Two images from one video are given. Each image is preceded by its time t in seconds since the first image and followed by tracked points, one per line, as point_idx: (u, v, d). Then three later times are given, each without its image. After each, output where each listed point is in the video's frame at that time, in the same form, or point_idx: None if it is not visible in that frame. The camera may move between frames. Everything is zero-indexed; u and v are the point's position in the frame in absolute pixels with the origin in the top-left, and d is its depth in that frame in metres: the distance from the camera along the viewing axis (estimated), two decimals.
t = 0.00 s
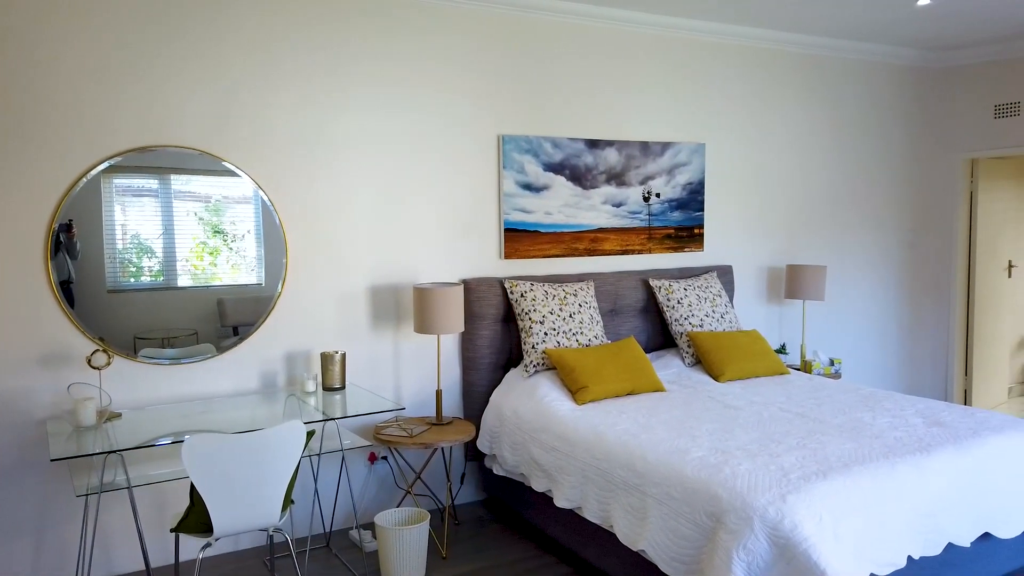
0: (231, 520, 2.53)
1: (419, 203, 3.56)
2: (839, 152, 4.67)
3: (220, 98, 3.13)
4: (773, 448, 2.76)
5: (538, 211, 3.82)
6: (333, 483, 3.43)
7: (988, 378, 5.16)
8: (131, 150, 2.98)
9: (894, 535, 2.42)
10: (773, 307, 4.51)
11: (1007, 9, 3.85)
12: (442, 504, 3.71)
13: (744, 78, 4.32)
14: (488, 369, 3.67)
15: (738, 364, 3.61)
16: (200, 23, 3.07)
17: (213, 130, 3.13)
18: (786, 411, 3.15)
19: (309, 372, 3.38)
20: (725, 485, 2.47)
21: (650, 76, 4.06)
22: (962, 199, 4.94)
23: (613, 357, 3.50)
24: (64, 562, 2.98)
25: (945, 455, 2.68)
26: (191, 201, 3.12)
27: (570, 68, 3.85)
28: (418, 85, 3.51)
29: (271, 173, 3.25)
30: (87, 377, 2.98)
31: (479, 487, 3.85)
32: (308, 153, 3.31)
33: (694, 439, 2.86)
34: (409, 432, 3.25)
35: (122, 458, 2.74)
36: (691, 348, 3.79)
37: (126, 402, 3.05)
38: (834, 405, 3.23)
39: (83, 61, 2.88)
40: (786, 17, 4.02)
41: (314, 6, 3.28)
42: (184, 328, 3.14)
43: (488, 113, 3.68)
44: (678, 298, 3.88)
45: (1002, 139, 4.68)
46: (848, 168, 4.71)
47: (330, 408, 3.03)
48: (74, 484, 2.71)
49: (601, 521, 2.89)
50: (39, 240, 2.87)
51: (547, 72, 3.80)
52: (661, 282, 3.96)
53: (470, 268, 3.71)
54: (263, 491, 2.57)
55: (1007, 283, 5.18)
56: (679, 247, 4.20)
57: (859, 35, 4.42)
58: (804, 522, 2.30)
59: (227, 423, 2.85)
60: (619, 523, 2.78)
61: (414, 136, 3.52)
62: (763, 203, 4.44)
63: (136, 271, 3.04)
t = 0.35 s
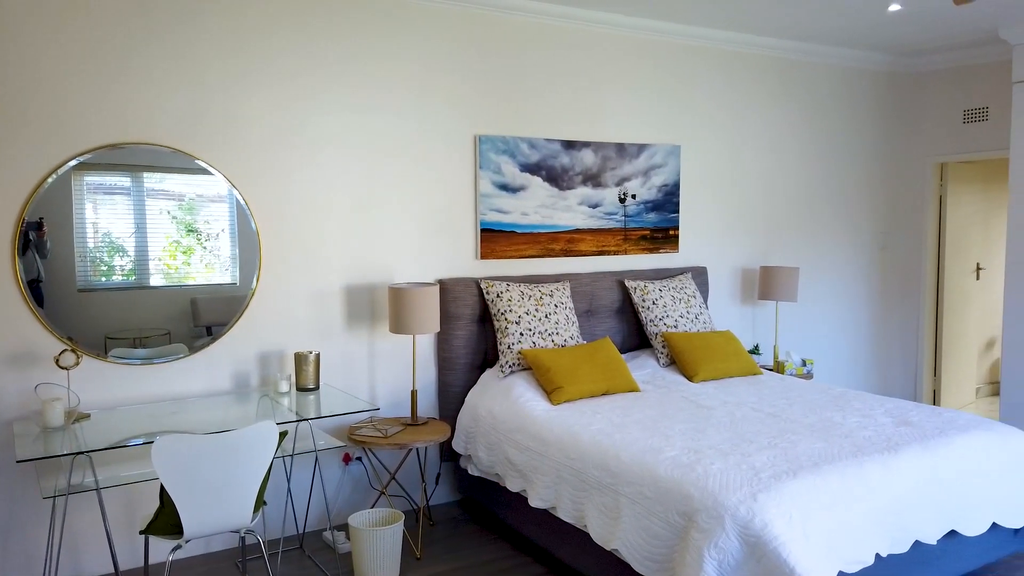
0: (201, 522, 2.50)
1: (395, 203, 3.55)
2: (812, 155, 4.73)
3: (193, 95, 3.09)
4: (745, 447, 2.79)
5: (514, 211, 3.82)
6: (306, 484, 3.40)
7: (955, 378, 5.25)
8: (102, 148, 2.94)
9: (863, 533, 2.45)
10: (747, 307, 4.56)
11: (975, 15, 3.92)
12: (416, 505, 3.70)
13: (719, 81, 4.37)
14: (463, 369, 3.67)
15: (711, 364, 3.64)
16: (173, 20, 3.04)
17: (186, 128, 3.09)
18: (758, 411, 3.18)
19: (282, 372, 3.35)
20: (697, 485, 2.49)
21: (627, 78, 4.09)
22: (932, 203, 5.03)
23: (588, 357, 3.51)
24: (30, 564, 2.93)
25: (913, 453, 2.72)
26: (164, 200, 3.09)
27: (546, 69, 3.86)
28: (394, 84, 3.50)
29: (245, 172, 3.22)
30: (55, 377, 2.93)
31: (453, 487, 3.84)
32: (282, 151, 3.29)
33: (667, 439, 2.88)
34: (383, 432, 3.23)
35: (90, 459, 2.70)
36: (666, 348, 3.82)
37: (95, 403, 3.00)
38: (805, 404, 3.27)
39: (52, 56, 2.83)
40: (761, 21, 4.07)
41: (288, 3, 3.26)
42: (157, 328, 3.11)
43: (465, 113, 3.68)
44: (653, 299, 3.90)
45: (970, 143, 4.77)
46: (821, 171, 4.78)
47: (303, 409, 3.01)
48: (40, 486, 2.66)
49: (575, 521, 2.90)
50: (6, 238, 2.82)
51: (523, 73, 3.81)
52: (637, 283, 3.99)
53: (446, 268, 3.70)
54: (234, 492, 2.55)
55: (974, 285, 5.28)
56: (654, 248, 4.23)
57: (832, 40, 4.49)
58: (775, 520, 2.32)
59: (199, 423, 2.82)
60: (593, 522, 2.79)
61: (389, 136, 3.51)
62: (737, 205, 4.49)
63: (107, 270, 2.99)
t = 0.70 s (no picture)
0: (171, 524, 2.47)
1: (370, 203, 3.54)
2: (785, 157, 4.79)
3: (164, 93, 3.06)
4: (717, 446, 2.81)
5: (490, 211, 3.82)
6: (279, 485, 3.37)
7: (925, 377, 5.34)
8: (73, 145, 2.90)
9: (832, 530, 2.48)
10: (721, 308, 4.60)
11: (944, 21, 3.99)
12: (391, 506, 3.68)
13: (694, 83, 4.40)
14: (439, 369, 3.66)
15: (685, 364, 3.66)
16: (144, 16, 3.00)
17: (158, 125, 3.06)
18: (730, 411, 3.21)
19: (255, 373, 3.32)
20: (669, 483, 2.51)
21: (603, 80, 4.11)
22: (902, 205, 5.10)
23: (564, 357, 3.52)
24: None
25: (881, 451, 2.76)
26: (136, 199, 3.05)
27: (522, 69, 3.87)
28: (369, 83, 3.49)
29: (218, 170, 3.19)
30: (22, 378, 2.88)
31: (428, 488, 3.83)
32: (255, 150, 3.26)
33: (640, 438, 2.89)
34: (357, 433, 3.22)
35: (57, 461, 2.68)
36: (641, 348, 3.84)
37: (63, 404, 2.96)
38: (777, 404, 3.30)
39: (20, 51, 2.79)
40: (736, 25, 4.11)
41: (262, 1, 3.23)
42: (128, 328, 3.06)
43: (440, 113, 3.67)
44: (628, 299, 3.93)
45: (939, 147, 4.85)
46: (794, 173, 4.83)
47: (275, 410, 2.99)
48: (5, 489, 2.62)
49: (549, 520, 2.90)
50: None
51: (499, 74, 3.81)
52: (612, 283, 4.01)
53: (421, 268, 3.69)
54: (205, 494, 2.51)
55: (943, 287, 5.37)
56: (630, 249, 4.25)
57: (804, 45, 4.54)
58: (745, 518, 2.35)
59: (170, 424, 2.79)
60: (567, 521, 2.79)
61: (364, 135, 3.50)
62: (712, 206, 4.53)
63: (77, 269, 2.95)
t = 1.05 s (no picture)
0: (135, 527, 2.43)
1: (341, 201, 3.51)
2: (755, 159, 4.84)
3: (130, 88, 3.01)
4: (686, 444, 2.83)
5: (462, 210, 3.82)
6: (247, 486, 3.34)
7: (891, 376, 5.43)
8: (37, 142, 2.84)
9: (798, 527, 2.51)
10: (692, 308, 4.64)
11: (910, 26, 4.07)
12: (362, 506, 3.66)
13: (665, 85, 4.44)
14: (410, 369, 3.65)
15: (656, 363, 3.69)
16: (110, 10, 2.95)
17: (124, 121, 3.01)
18: (700, 409, 3.24)
19: (223, 373, 3.28)
20: (638, 481, 2.53)
21: (575, 81, 4.12)
22: (869, 207, 5.19)
23: (535, 357, 3.52)
24: None
25: (846, 448, 2.80)
26: (103, 196, 3.00)
27: (495, 69, 3.87)
28: (339, 81, 3.47)
29: (185, 168, 3.15)
30: None
31: (400, 488, 3.81)
32: (224, 148, 3.22)
33: (610, 437, 2.91)
34: (328, 433, 3.20)
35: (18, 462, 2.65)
36: (612, 347, 3.86)
37: (25, 404, 2.89)
38: (745, 402, 3.34)
39: None
40: (707, 27, 4.15)
41: None
42: (94, 328, 3.01)
43: (411, 112, 3.66)
44: (600, 299, 3.94)
45: (905, 149, 4.94)
46: (764, 174, 4.89)
47: (244, 410, 2.95)
48: None
49: (520, 519, 2.90)
50: None
51: (472, 73, 3.81)
52: (584, 283, 4.02)
53: (393, 268, 3.67)
54: (170, 497, 2.48)
55: (909, 287, 5.47)
56: (602, 249, 4.27)
57: (774, 48, 4.60)
58: (713, 515, 2.37)
59: (136, 425, 2.74)
60: (537, 520, 2.80)
61: (335, 133, 3.48)
62: (683, 206, 4.57)
63: (41, 268, 2.89)
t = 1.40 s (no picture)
0: (101, 528, 2.39)
1: (313, 199, 3.49)
2: (728, 159, 4.89)
3: (98, 83, 2.96)
4: (658, 441, 2.85)
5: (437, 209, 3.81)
6: (218, 487, 3.30)
7: (861, 374, 5.51)
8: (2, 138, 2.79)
9: (767, 522, 2.54)
10: (666, 306, 4.67)
11: (879, 28, 4.13)
12: (334, 506, 3.63)
13: (639, 84, 4.47)
14: (384, 368, 3.63)
15: (629, 361, 3.71)
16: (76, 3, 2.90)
17: (91, 117, 2.96)
18: (672, 406, 3.26)
19: (192, 372, 3.24)
20: (610, 478, 2.54)
21: (549, 80, 4.13)
22: (839, 207, 5.26)
23: (509, 355, 3.52)
24: None
25: (815, 444, 2.83)
26: (70, 194, 2.95)
27: (469, 67, 3.87)
28: (311, 79, 3.44)
29: (154, 165, 3.10)
30: None
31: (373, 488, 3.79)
32: (194, 145, 3.18)
33: (583, 434, 2.92)
34: (300, 433, 3.17)
35: None
36: (586, 346, 3.87)
37: None
38: (717, 399, 3.37)
39: None
40: (680, 27, 4.18)
41: None
42: (62, 328, 2.96)
43: (384, 109, 3.64)
44: (574, 297, 3.95)
45: (874, 150, 5.01)
46: (736, 174, 4.94)
47: (214, 409, 2.92)
48: None
49: (493, 517, 2.90)
50: None
51: (446, 71, 3.80)
52: (559, 282, 4.03)
53: (366, 266, 3.65)
54: (137, 498, 2.44)
55: (879, 286, 5.55)
56: (576, 248, 4.28)
57: (745, 48, 4.64)
58: (683, 511, 2.38)
59: (102, 425, 2.70)
60: (510, 518, 2.80)
61: (307, 131, 3.45)
62: (657, 206, 4.60)
63: (7, 267, 2.83)
